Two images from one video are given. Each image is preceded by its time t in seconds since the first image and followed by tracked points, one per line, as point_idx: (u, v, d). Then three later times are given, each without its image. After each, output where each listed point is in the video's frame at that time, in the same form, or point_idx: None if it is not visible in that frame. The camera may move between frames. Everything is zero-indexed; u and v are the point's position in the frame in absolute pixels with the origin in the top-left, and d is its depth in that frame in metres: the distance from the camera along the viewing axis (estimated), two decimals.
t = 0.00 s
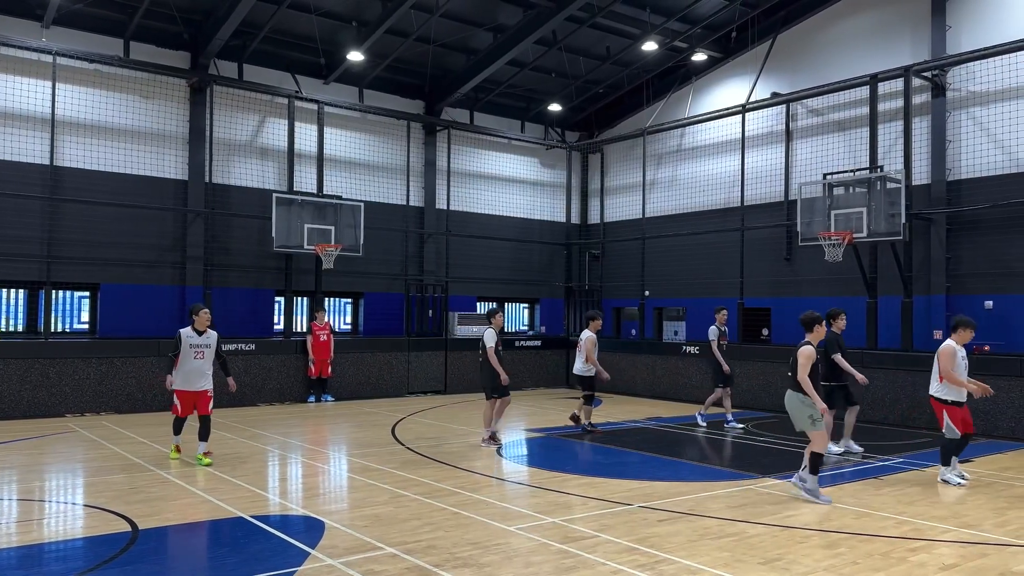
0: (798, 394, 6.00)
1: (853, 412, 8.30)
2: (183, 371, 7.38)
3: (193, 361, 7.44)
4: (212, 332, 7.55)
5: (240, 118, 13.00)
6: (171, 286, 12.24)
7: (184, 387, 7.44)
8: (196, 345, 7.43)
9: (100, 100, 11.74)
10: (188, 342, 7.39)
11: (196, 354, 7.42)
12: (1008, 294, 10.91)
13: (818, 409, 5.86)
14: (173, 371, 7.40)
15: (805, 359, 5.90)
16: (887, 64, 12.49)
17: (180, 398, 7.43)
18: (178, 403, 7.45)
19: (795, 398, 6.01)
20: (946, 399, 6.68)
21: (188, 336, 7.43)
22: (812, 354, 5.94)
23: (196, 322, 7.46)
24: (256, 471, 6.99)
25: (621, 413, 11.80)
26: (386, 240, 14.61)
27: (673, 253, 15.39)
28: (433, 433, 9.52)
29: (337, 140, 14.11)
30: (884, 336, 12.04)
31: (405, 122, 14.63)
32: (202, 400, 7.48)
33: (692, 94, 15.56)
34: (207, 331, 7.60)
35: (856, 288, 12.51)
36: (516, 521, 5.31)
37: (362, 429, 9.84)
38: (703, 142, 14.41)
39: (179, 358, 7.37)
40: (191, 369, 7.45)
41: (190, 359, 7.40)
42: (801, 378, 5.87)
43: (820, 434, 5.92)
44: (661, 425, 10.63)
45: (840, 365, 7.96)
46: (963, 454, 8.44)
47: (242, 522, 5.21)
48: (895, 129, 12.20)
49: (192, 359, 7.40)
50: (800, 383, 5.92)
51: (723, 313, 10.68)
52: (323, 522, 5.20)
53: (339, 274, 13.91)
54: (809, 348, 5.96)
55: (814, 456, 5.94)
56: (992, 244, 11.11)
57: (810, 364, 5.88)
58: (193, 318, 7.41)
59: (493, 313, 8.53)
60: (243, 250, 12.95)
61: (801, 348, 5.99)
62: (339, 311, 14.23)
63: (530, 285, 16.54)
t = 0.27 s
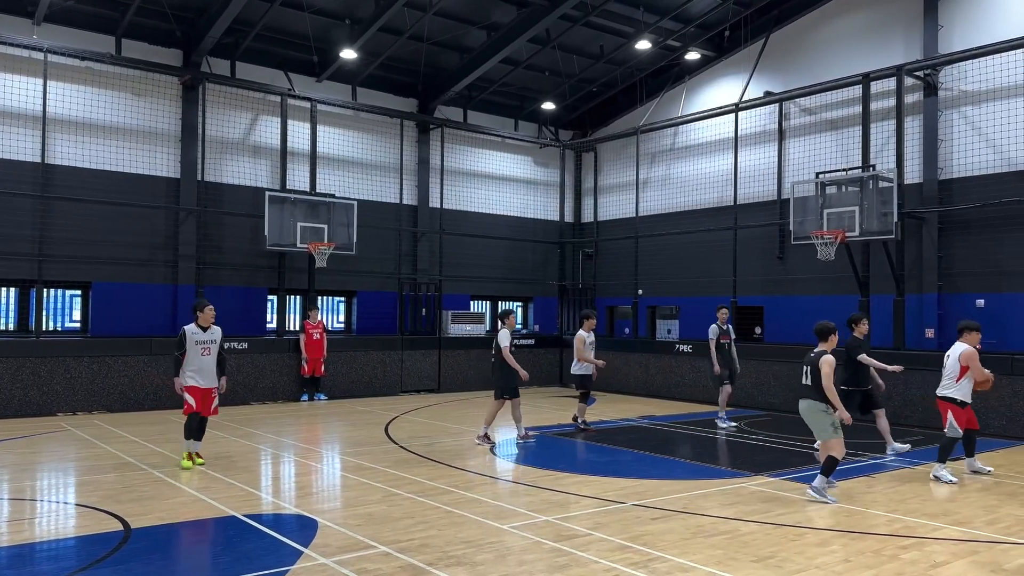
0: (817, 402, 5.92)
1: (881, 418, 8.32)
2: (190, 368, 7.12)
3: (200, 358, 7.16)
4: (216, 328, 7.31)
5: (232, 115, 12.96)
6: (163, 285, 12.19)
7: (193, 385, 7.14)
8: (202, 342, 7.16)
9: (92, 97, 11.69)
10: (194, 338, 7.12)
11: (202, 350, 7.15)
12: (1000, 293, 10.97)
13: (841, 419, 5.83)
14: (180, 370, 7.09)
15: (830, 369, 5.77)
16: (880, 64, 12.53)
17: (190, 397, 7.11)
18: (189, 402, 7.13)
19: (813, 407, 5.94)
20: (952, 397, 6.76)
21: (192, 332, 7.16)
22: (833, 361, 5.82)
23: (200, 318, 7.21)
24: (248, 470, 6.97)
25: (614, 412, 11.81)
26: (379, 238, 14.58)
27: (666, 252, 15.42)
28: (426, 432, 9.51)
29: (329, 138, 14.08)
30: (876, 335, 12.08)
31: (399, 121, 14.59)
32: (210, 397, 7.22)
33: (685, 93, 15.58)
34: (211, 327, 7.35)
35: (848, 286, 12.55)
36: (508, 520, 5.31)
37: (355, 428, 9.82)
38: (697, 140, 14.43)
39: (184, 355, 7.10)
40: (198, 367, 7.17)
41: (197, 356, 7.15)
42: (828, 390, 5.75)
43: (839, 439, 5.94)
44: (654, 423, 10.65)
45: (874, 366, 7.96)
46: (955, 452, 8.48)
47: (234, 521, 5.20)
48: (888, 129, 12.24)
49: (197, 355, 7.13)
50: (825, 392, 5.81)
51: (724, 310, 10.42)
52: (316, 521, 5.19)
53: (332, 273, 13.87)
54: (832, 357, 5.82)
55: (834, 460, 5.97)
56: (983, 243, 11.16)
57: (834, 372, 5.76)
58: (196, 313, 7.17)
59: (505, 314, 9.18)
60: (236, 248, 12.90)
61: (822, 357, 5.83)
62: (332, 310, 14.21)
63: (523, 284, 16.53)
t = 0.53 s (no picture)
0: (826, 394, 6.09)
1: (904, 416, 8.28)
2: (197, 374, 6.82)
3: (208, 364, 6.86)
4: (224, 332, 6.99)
5: (228, 117, 12.93)
6: (159, 285, 12.17)
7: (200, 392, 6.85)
8: (211, 346, 6.87)
9: (87, 97, 11.66)
10: (202, 344, 6.81)
11: (210, 356, 6.85)
12: (995, 294, 11.01)
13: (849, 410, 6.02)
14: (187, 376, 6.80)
15: (840, 361, 5.98)
16: (875, 64, 12.56)
17: (197, 405, 6.82)
18: (196, 411, 6.84)
19: (823, 400, 6.10)
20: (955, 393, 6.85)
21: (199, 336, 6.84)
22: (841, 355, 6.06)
23: (207, 322, 6.86)
24: (244, 471, 6.95)
25: (610, 413, 11.83)
26: (375, 240, 14.57)
27: (662, 252, 15.44)
28: (423, 433, 9.52)
29: (326, 139, 14.06)
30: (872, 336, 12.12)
31: (396, 122, 14.60)
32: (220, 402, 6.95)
33: (682, 94, 15.59)
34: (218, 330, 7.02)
35: (844, 287, 12.59)
36: (504, 521, 5.30)
37: (352, 428, 9.82)
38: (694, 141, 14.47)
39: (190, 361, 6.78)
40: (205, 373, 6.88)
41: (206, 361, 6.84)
42: (840, 381, 5.93)
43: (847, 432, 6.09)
44: (651, 424, 10.68)
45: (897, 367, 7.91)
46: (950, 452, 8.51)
47: (229, 522, 5.19)
48: (884, 130, 12.27)
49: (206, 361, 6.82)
50: (834, 383, 6.00)
51: (730, 312, 10.36)
52: (312, 522, 5.18)
53: (328, 274, 13.87)
54: (838, 350, 6.09)
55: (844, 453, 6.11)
56: (978, 244, 11.20)
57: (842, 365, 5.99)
58: (204, 317, 6.82)
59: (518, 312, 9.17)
60: (232, 249, 12.89)
61: (832, 351, 6.06)
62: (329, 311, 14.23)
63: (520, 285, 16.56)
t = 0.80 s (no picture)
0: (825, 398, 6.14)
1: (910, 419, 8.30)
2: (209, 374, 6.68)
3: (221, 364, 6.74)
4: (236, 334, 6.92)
5: (225, 117, 12.91)
6: (155, 285, 12.15)
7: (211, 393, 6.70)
8: (224, 347, 6.78)
9: (83, 97, 11.63)
10: (217, 343, 6.71)
11: (224, 356, 6.74)
12: (990, 294, 11.04)
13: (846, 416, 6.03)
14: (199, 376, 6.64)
15: (835, 367, 6.01)
16: (871, 65, 12.59)
17: (207, 407, 6.67)
18: (205, 413, 6.71)
19: (822, 405, 6.13)
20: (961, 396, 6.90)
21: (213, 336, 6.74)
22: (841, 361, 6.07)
23: (220, 322, 6.79)
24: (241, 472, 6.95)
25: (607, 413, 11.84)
26: (372, 240, 14.56)
27: (659, 253, 15.46)
28: (420, 434, 9.52)
29: (322, 139, 14.05)
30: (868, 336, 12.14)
31: (393, 122, 14.59)
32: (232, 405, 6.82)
33: (678, 95, 15.61)
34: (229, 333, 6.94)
35: (840, 288, 12.62)
36: (500, 521, 5.30)
37: (348, 429, 9.82)
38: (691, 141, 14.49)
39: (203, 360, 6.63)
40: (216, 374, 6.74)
41: (218, 361, 6.72)
42: (832, 387, 5.99)
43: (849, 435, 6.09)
44: (647, 424, 10.70)
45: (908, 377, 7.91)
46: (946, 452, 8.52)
47: (226, 522, 5.18)
48: (880, 131, 12.29)
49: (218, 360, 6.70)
50: (828, 388, 6.06)
51: (729, 312, 10.36)
52: (309, 523, 5.17)
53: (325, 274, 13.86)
54: (839, 356, 6.10)
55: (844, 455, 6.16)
56: (974, 244, 11.23)
57: (838, 371, 6.01)
58: (218, 316, 6.74)
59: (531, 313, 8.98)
60: (229, 249, 12.88)
61: (831, 356, 6.10)
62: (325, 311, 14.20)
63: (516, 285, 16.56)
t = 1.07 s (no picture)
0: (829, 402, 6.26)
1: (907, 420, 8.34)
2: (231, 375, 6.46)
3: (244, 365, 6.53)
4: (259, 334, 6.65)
5: (220, 115, 12.88)
6: (150, 284, 12.12)
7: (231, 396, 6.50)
8: (246, 348, 6.55)
9: (78, 95, 11.59)
10: (239, 344, 6.49)
11: (246, 358, 6.52)
12: (985, 293, 11.07)
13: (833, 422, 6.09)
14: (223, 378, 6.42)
15: (829, 376, 6.02)
16: (867, 65, 12.61)
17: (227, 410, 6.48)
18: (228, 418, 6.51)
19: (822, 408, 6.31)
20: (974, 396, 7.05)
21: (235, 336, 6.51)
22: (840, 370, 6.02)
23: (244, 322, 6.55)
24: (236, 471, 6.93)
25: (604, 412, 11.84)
26: (367, 239, 14.54)
27: (655, 252, 15.47)
28: (416, 433, 9.51)
29: (318, 138, 14.02)
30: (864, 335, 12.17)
31: (389, 121, 14.57)
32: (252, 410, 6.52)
33: (674, 94, 15.62)
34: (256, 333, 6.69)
35: (836, 287, 12.64)
36: (496, 520, 5.30)
37: (344, 428, 9.80)
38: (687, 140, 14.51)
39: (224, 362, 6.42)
40: (238, 376, 6.52)
41: (241, 362, 6.50)
42: (825, 395, 6.04)
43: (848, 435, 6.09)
44: (643, 423, 10.71)
45: (880, 382, 8.20)
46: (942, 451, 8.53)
47: (221, 522, 5.17)
48: (876, 131, 12.31)
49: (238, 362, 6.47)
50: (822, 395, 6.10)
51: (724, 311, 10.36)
52: (305, 522, 5.16)
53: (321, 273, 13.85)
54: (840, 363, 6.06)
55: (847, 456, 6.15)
56: (969, 244, 11.26)
57: (834, 378, 6.01)
58: (240, 317, 6.50)
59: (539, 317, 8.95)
60: (225, 248, 12.86)
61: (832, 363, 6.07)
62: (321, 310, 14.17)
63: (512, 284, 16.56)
